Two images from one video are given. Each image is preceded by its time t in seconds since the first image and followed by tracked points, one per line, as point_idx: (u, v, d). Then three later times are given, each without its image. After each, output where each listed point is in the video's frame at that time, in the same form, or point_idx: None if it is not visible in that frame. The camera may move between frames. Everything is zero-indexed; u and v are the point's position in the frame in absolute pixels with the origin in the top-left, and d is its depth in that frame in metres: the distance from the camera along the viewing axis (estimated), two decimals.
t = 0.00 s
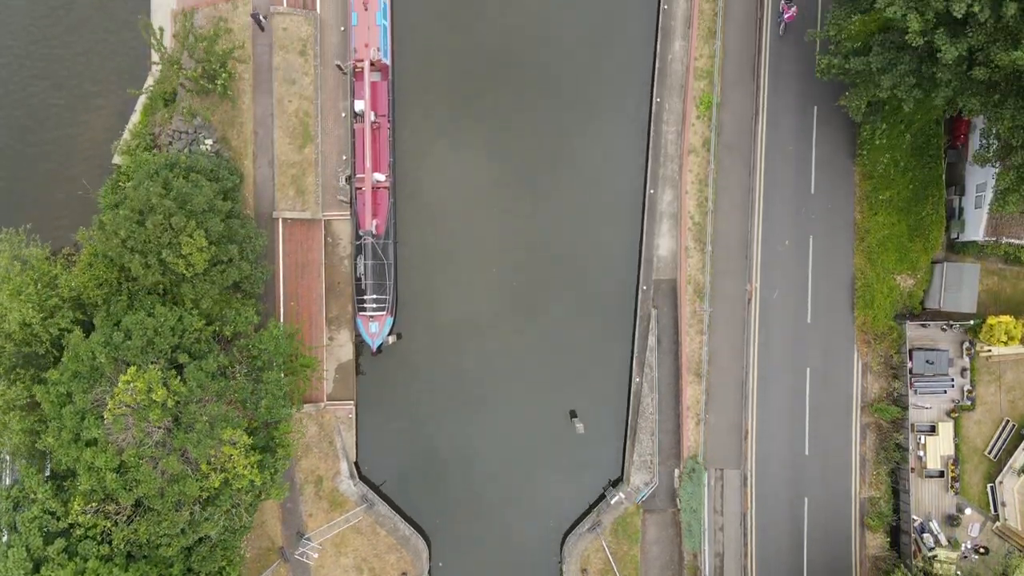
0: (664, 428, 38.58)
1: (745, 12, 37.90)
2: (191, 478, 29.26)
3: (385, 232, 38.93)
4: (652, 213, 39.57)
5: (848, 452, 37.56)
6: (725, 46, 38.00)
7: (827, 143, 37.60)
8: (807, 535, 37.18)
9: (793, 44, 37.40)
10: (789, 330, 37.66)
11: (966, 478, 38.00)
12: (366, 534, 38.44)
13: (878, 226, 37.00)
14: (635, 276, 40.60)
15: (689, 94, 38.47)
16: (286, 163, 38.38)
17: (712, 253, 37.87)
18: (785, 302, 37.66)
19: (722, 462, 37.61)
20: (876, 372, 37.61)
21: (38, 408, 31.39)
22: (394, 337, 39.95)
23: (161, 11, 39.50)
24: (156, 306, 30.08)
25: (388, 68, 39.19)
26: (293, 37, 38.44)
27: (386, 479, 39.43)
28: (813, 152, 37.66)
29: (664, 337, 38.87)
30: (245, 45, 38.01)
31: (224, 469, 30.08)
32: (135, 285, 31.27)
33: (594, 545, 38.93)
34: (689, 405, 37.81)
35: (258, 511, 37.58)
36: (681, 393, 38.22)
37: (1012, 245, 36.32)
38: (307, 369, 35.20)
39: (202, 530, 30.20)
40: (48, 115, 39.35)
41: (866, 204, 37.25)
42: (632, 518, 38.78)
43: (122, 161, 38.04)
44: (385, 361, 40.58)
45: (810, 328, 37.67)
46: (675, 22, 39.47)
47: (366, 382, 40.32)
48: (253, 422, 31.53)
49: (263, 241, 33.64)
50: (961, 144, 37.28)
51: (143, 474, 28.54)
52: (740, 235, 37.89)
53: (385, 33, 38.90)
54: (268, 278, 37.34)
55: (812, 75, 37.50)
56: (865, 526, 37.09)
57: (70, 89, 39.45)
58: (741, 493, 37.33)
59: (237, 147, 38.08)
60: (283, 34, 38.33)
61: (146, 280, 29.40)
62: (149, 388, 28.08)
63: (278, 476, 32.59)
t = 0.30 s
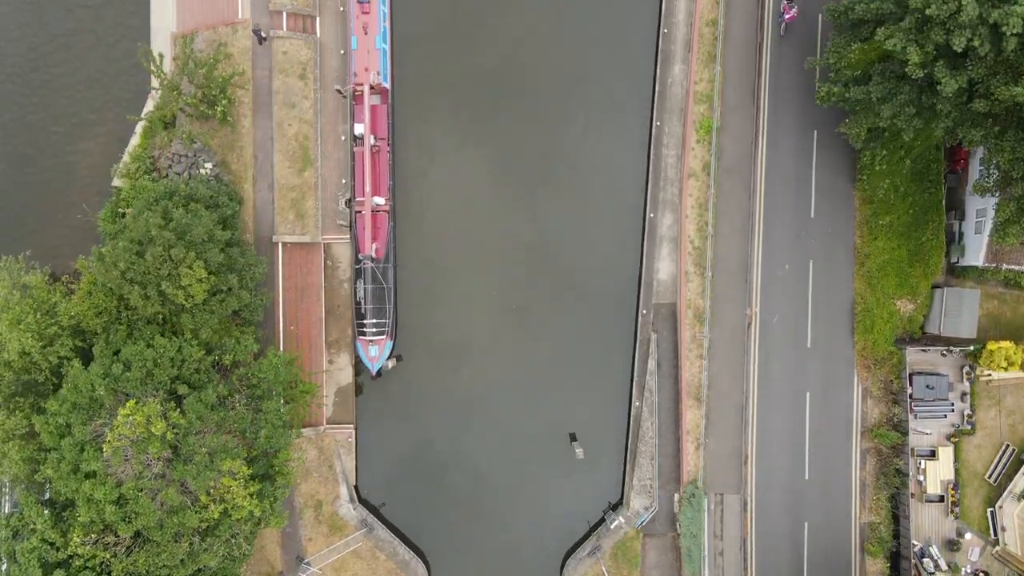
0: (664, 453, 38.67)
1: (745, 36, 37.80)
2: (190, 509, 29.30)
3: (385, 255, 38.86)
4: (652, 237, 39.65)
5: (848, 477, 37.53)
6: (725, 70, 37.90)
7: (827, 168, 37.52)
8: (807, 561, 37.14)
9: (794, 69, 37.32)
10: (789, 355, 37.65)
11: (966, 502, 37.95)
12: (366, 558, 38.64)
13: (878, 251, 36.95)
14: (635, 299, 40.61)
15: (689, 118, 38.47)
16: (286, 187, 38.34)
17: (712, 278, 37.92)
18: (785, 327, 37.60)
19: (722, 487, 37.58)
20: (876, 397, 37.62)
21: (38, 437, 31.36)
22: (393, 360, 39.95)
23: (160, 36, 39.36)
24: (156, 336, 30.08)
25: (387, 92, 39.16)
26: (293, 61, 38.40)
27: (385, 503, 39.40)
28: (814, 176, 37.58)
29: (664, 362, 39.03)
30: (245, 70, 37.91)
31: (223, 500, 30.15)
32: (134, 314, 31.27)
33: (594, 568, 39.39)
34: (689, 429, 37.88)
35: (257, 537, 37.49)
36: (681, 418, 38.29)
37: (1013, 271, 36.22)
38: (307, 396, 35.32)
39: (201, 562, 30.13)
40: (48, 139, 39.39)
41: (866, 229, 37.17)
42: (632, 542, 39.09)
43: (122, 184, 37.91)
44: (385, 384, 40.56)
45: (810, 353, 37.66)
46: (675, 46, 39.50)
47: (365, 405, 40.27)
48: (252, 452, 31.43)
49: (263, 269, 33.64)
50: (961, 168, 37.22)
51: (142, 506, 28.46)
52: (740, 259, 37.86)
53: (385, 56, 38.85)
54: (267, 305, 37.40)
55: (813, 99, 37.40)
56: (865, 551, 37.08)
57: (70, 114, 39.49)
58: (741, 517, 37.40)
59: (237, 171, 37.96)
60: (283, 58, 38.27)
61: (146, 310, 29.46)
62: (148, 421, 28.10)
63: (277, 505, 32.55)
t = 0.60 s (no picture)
0: (664, 477, 38.57)
1: (745, 60, 37.78)
2: (190, 541, 29.25)
3: (384, 279, 38.91)
4: (652, 260, 39.57)
5: (848, 503, 37.54)
6: (725, 94, 37.83)
7: (827, 193, 37.50)
8: None
9: (793, 94, 37.40)
10: (789, 380, 37.64)
11: (967, 526, 37.79)
12: None
13: (878, 276, 36.89)
14: (635, 322, 40.62)
15: (689, 142, 38.39)
16: (286, 211, 38.34)
17: (712, 302, 37.85)
18: (784, 351, 37.62)
19: (723, 511, 37.63)
20: (876, 422, 37.60)
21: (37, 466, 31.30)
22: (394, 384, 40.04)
23: (160, 58, 39.55)
24: (155, 367, 30.05)
25: (387, 115, 39.23)
26: (293, 85, 38.40)
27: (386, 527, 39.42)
28: (814, 201, 37.58)
29: (664, 386, 38.95)
30: (245, 94, 37.86)
31: (222, 531, 30.04)
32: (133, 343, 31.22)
33: None
34: (688, 454, 37.84)
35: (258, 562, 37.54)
36: (681, 443, 38.25)
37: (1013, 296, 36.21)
38: (307, 422, 35.29)
39: None
40: (48, 164, 39.38)
41: (866, 254, 37.13)
42: (632, 566, 39.22)
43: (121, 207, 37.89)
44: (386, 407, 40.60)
45: (810, 378, 37.65)
46: (675, 69, 39.46)
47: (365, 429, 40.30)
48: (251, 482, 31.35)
49: (262, 295, 33.56)
50: (961, 193, 37.17)
51: (141, 538, 28.52)
52: (740, 283, 37.82)
53: (385, 80, 38.89)
54: (267, 333, 37.37)
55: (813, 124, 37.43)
56: None
57: (70, 138, 39.54)
58: (741, 542, 37.51)
59: (237, 196, 37.96)
60: (283, 82, 38.26)
61: (145, 341, 29.40)
62: (147, 453, 28.07)
63: (276, 533, 32.42)
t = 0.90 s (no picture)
0: (664, 502, 38.62)
1: (745, 84, 37.72)
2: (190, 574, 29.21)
3: (384, 302, 38.87)
4: (652, 284, 39.67)
5: (847, 528, 37.58)
6: (725, 118, 37.78)
7: (827, 218, 37.48)
8: None
9: (793, 119, 37.37)
10: (789, 404, 37.60)
11: (967, 550, 37.67)
12: None
13: (878, 300, 36.83)
14: (635, 345, 40.75)
15: (689, 166, 38.39)
16: (285, 235, 38.21)
17: (712, 327, 37.77)
18: (784, 376, 37.61)
19: (723, 536, 37.61)
20: (876, 447, 37.59)
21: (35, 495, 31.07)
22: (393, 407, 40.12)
23: (160, 81, 39.55)
24: (155, 398, 30.03)
25: (387, 138, 39.12)
26: (293, 109, 38.32)
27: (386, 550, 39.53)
28: (814, 226, 37.55)
29: (664, 410, 39.00)
30: (245, 118, 37.91)
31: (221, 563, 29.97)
32: (132, 373, 31.06)
33: None
34: (688, 479, 37.78)
35: None
36: (681, 467, 38.19)
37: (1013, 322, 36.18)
38: (308, 448, 35.51)
39: None
40: (48, 188, 39.33)
41: (866, 278, 37.08)
42: None
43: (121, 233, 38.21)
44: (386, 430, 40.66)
45: (810, 403, 37.61)
46: (675, 93, 39.61)
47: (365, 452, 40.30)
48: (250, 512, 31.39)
49: (261, 323, 33.50)
50: (961, 218, 37.14)
51: (141, 571, 28.48)
52: (740, 307, 37.75)
53: (385, 103, 38.80)
54: (266, 360, 37.40)
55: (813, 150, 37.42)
56: None
57: (69, 161, 39.43)
58: (741, 567, 37.48)
59: (237, 220, 37.94)
60: (283, 106, 38.17)
61: (144, 373, 29.37)
62: (146, 486, 28.06)
63: (276, 562, 32.41)
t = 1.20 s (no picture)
0: (663, 526, 38.64)
1: (744, 108, 37.71)
2: None
3: (383, 326, 38.71)
4: (652, 308, 39.82)
5: (847, 553, 37.52)
6: (725, 142, 37.76)
7: (827, 242, 37.42)
8: None
9: (793, 143, 37.33)
10: (789, 428, 37.55)
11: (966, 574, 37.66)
12: None
13: (879, 325, 36.77)
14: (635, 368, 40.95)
15: (689, 189, 38.34)
16: (284, 258, 38.19)
17: (712, 351, 37.70)
18: (784, 399, 37.48)
19: (722, 561, 37.67)
20: (876, 472, 37.55)
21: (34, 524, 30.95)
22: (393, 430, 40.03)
23: (160, 104, 39.57)
24: (155, 429, 30.08)
25: (387, 161, 38.99)
26: (292, 133, 38.32)
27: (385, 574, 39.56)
28: (814, 250, 37.47)
29: (663, 434, 39.10)
30: (245, 142, 37.90)
31: None
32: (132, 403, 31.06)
33: None
34: (688, 503, 37.72)
35: None
36: (680, 490, 38.17)
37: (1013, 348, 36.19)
38: (308, 473, 35.63)
39: None
40: (49, 212, 39.32)
41: (866, 303, 37.02)
42: None
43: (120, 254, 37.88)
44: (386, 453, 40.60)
45: (810, 427, 37.56)
46: (675, 116, 39.61)
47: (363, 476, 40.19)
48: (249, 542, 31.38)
49: (260, 350, 33.43)
50: (961, 243, 37.12)
51: None
52: (741, 331, 37.69)
53: (384, 127, 38.61)
54: (266, 388, 37.40)
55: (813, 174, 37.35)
56: None
57: (70, 185, 39.43)
58: None
59: (236, 244, 37.94)
60: (283, 130, 38.17)
61: (143, 404, 29.38)
62: (145, 519, 28.07)
63: None
